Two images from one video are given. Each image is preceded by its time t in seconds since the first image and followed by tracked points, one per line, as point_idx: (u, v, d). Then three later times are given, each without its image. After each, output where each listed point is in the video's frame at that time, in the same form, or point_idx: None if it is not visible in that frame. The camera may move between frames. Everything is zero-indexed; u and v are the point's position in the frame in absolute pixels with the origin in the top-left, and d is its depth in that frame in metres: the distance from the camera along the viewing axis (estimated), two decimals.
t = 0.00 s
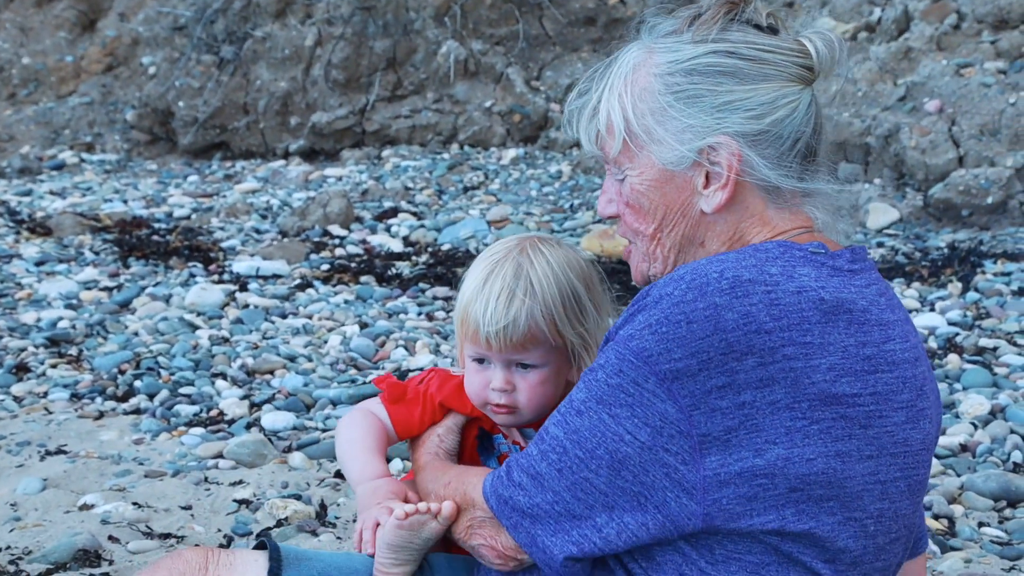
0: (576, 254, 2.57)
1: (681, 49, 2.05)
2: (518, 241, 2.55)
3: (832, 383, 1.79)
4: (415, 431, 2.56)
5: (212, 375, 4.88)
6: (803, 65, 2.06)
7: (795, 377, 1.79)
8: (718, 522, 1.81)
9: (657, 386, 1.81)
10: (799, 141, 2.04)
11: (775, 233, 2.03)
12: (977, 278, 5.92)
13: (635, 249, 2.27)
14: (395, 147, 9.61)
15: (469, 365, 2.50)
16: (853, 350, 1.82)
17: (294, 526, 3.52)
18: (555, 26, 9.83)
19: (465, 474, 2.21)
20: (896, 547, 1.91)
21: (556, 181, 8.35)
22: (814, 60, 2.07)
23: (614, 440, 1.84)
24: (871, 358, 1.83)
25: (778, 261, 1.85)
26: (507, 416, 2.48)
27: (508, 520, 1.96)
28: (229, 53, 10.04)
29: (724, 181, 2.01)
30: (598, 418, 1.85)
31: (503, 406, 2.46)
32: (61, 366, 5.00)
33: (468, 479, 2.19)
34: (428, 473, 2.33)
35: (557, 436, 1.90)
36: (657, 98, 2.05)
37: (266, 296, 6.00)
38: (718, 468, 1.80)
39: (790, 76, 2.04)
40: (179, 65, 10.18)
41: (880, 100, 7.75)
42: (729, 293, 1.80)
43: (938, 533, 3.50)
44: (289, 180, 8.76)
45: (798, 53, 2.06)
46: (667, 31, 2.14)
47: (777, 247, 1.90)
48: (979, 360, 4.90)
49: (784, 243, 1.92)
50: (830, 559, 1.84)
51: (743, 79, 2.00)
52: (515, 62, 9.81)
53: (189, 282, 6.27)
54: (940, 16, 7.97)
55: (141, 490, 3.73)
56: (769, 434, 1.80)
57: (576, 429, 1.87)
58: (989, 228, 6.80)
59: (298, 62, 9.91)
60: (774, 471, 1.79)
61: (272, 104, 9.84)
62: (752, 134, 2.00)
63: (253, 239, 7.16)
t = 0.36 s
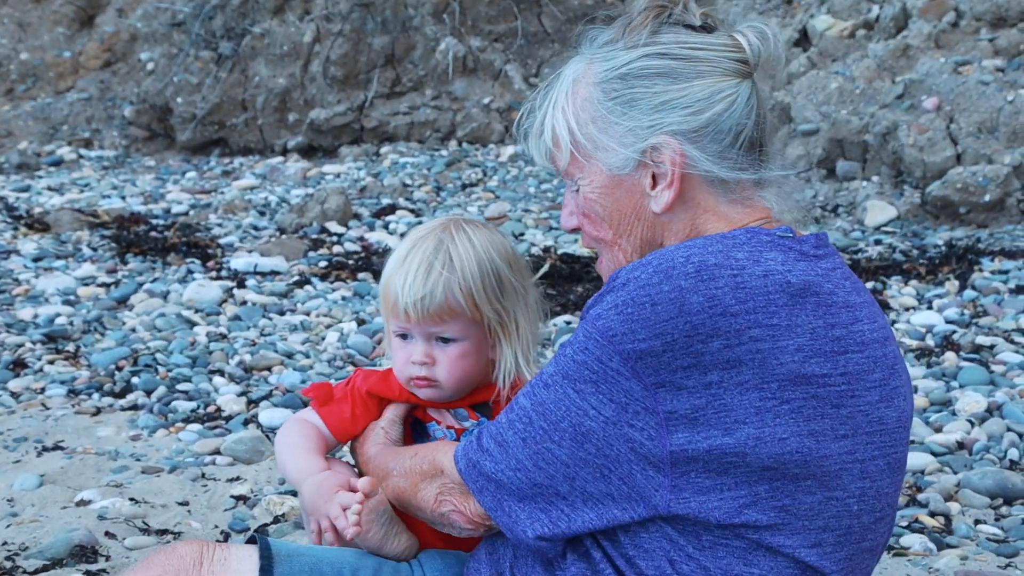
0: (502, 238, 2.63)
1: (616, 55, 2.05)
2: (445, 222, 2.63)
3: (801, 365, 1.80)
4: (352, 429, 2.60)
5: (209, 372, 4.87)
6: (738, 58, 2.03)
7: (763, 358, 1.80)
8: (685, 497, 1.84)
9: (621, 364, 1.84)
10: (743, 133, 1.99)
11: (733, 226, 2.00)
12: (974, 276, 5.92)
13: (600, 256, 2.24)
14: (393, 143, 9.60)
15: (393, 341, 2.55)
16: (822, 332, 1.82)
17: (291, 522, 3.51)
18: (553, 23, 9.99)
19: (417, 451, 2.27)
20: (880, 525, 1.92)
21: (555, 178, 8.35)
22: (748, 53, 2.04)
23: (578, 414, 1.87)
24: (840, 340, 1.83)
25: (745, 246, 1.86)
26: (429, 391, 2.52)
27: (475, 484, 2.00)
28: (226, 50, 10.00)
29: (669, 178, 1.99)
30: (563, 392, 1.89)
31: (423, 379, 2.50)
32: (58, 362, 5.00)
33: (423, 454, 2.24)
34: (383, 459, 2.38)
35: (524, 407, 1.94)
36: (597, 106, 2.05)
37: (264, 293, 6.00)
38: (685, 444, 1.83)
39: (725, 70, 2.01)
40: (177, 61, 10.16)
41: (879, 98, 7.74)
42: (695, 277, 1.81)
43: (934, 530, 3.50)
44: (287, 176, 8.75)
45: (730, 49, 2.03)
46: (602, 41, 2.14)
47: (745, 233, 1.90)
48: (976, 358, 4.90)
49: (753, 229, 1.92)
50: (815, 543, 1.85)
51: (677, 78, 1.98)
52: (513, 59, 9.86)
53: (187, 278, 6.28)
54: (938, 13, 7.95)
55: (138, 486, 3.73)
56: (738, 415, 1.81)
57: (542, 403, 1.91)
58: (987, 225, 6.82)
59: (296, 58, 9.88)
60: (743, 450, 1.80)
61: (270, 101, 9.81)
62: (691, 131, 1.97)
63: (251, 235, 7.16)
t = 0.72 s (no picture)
0: (476, 231, 2.68)
1: (577, 61, 2.05)
2: (423, 213, 2.68)
3: (792, 364, 1.82)
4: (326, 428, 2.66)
5: (208, 370, 4.87)
6: (698, 56, 2.03)
7: (754, 358, 1.81)
8: (681, 503, 1.85)
9: (614, 370, 1.84)
10: (705, 131, 1.99)
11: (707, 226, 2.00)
12: (973, 275, 5.92)
13: (576, 263, 2.22)
14: (393, 142, 9.60)
15: (367, 329, 2.60)
16: (810, 330, 1.84)
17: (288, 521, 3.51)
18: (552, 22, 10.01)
19: (411, 456, 2.25)
20: (871, 520, 1.94)
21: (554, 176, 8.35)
22: (707, 51, 2.04)
23: (572, 423, 1.87)
24: (827, 336, 1.85)
25: (731, 247, 1.87)
26: (398, 378, 2.55)
27: (468, 497, 1.99)
28: (226, 48, 9.99)
29: (635, 179, 1.99)
30: (556, 401, 1.88)
31: (392, 366, 2.54)
32: (56, 360, 4.99)
33: (414, 460, 2.22)
34: (372, 461, 2.35)
35: (514, 417, 1.93)
36: (560, 114, 2.06)
37: (263, 291, 5.99)
38: (680, 449, 1.83)
39: (685, 68, 2.00)
40: (177, 59, 10.15)
41: (878, 97, 7.73)
42: (684, 279, 1.82)
43: (932, 529, 3.50)
44: (287, 175, 8.75)
45: (690, 49, 2.03)
46: (565, 48, 2.15)
47: (729, 233, 1.91)
48: (975, 357, 4.90)
49: (736, 228, 1.93)
50: (810, 541, 1.87)
51: (635, 80, 1.98)
52: (513, 58, 9.86)
53: (187, 277, 6.27)
54: (938, 13, 7.94)
55: (136, 484, 3.73)
56: (732, 417, 1.83)
57: (534, 412, 1.90)
58: (987, 225, 6.82)
59: (296, 57, 9.88)
60: (738, 452, 1.81)
61: (269, 99, 9.80)
62: (652, 132, 1.96)
63: (251, 234, 7.16)
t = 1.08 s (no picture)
0: (467, 236, 2.73)
1: (570, 59, 2.05)
2: (415, 217, 2.73)
3: (814, 379, 1.85)
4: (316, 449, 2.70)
5: (207, 368, 4.87)
6: (693, 52, 2.03)
7: (782, 375, 1.83)
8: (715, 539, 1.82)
9: (656, 404, 1.77)
10: (701, 129, 1.99)
11: (702, 226, 2.00)
12: (971, 274, 5.93)
13: (571, 261, 2.23)
14: (391, 140, 9.59)
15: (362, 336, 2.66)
16: (828, 341, 1.88)
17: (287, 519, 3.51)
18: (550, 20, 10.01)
19: (424, 498, 1.99)
20: (875, 533, 2.00)
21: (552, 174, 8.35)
22: (703, 49, 2.04)
23: (620, 468, 1.76)
24: (842, 346, 1.90)
25: (748, 259, 1.88)
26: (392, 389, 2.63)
27: (503, 569, 1.82)
28: (225, 46, 9.99)
29: (629, 180, 1.98)
30: (599, 446, 1.76)
31: (385, 377, 2.61)
32: (55, 358, 4.99)
33: (428, 508, 1.97)
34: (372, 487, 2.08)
35: (553, 472, 1.78)
36: (553, 111, 2.05)
37: (261, 289, 5.99)
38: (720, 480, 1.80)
39: (680, 66, 2.00)
40: (175, 57, 10.14)
41: (876, 95, 7.73)
42: (713, 299, 1.81)
43: (931, 528, 3.51)
44: (285, 173, 8.75)
45: (685, 46, 2.03)
46: (559, 45, 2.15)
47: (737, 241, 1.92)
48: (973, 355, 4.91)
49: (743, 235, 1.94)
50: (823, 558, 1.91)
51: (629, 78, 1.98)
52: (512, 56, 9.86)
53: (185, 274, 6.27)
54: (936, 11, 7.93)
55: (135, 482, 3.73)
56: (762, 440, 1.82)
57: (576, 463, 1.77)
58: (985, 224, 6.83)
59: (294, 55, 9.90)
60: (770, 477, 1.82)
61: (268, 97, 9.80)
62: (647, 131, 1.96)
63: (249, 232, 7.16)
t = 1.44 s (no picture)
0: (431, 252, 2.78)
1: (567, 51, 2.04)
2: (376, 238, 2.78)
3: (829, 386, 1.83)
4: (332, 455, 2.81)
5: (205, 366, 4.88)
6: (692, 48, 2.04)
7: (802, 388, 1.79)
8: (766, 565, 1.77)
9: (716, 438, 1.66)
10: (699, 125, 2.00)
11: (695, 226, 2.00)
12: (971, 273, 5.93)
13: (553, 263, 2.20)
14: (390, 138, 9.59)
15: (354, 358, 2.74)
16: (837, 345, 1.86)
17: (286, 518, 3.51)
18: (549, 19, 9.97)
19: None
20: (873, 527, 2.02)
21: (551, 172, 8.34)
22: (701, 45, 2.05)
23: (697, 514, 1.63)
24: (850, 348, 1.88)
25: (753, 271, 1.84)
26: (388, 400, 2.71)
27: None
28: (223, 45, 9.99)
29: (629, 175, 1.97)
30: (678, 497, 1.62)
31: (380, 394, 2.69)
32: (54, 356, 4.99)
33: None
34: None
35: (644, 535, 1.61)
36: (549, 103, 2.03)
37: (260, 287, 5.99)
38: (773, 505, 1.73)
39: (679, 62, 2.01)
40: (174, 55, 10.14)
41: (875, 94, 7.72)
42: (735, 319, 1.75)
43: (931, 527, 3.51)
44: (284, 171, 8.75)
45: (683, 41, 2.04)
46: (551, 41, 2.14)
47: (736, 251, 1.88)
48: (973, 354, 4.91)
49: (740, 244, 1.90)
50: (836, 561, 1.92)
51: (631, 69, 1.98)
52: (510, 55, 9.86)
53: (184, 273, 6.27)
54: (935, 9, 7.93)
55: (134, 480, 3.73)
56: (791, 457, 1.79)
57: (662, 520, 1.62)
58: (984, 223, 6.84)
59: (293, 53, 9.87)
60: (798, 492, 1.80)
61: (266, 95, 9.81)
62: (649, 125, 1.96)
63: (248, 230, 7.16)
